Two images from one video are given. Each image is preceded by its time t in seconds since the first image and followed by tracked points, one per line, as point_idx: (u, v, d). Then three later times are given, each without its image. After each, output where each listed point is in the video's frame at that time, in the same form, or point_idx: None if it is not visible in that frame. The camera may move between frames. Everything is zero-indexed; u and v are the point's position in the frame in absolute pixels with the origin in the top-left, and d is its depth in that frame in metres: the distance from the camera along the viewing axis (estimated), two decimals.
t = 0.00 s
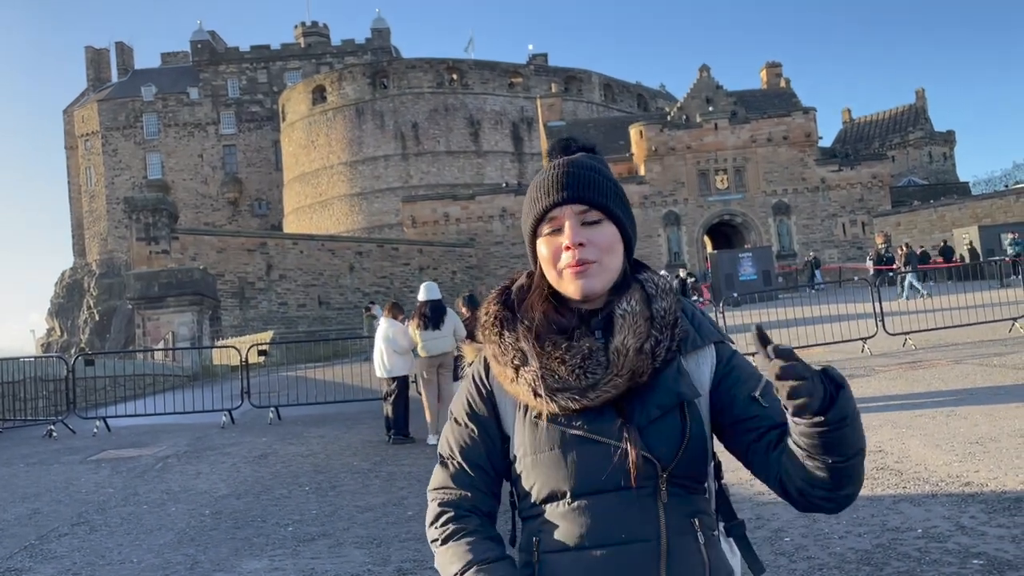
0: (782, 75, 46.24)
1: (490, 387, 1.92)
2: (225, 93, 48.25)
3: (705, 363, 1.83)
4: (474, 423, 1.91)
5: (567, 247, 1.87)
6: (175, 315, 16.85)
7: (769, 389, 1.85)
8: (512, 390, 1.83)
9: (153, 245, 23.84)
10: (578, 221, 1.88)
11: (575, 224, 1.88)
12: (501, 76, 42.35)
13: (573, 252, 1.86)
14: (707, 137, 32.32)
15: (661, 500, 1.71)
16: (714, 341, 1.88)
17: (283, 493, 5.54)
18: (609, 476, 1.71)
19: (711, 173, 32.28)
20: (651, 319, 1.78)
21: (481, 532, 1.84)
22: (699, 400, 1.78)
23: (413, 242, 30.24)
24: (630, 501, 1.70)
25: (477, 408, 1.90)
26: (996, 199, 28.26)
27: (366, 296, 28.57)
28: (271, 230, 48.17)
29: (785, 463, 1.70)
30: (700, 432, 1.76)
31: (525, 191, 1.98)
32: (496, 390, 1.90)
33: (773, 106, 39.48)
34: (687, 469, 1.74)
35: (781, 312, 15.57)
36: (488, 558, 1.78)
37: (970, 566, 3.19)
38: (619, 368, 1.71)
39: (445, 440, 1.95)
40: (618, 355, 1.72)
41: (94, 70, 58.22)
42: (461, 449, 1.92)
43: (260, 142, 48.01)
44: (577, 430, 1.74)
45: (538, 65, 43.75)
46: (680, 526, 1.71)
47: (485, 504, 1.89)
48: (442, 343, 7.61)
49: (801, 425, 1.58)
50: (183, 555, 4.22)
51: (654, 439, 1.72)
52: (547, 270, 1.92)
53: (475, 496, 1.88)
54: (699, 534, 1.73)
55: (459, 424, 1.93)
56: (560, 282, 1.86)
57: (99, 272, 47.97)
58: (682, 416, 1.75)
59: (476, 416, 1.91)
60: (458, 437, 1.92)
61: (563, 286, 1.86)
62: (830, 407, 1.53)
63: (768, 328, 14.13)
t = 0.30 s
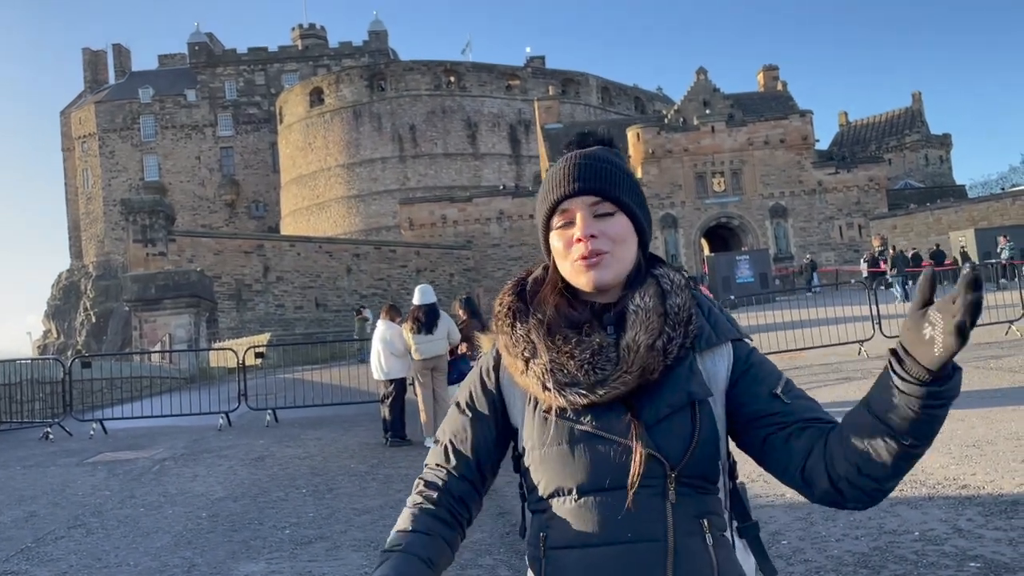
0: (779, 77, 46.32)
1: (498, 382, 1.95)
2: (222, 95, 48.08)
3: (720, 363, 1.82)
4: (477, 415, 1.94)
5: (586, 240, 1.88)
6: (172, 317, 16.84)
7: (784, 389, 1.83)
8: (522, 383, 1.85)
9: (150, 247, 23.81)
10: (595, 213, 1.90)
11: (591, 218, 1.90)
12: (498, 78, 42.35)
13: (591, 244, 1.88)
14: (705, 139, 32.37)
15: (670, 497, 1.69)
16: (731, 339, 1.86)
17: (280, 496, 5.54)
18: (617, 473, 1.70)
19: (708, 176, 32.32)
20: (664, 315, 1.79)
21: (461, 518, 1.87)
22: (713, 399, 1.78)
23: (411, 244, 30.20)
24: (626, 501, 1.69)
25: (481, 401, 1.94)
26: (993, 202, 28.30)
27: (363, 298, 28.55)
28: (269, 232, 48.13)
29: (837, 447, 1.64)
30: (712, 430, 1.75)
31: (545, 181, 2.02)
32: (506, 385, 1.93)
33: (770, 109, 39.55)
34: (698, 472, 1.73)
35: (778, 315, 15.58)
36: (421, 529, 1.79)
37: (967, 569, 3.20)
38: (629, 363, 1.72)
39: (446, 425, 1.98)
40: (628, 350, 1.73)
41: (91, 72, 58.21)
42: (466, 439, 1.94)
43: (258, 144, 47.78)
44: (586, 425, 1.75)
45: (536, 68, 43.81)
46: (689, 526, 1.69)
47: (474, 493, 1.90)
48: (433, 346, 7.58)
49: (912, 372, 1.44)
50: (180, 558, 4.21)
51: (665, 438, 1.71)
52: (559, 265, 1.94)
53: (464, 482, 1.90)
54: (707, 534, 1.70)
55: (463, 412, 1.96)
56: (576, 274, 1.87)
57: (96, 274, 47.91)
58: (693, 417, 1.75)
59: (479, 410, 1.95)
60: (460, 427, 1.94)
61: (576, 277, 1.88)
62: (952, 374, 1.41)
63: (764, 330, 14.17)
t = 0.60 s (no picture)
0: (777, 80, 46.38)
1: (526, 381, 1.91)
2: (220, 97, 48.07)
3: (758, 358, 1.83)
4: (507, 416, 1.90)
5: (633, 228, 1.87)
6: (170, 319, 16.80)
7: (815, 393, 1.85)
8: (553, 381, 1.84)
9: (148, 249, 23.83)
10: (640, 203, 1.89)
11: (635, 208, 1.89)
12: (497, 80, 42.37)
13: (636, 234, 1.86)
14: (703, 141, 32.43)
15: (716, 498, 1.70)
16: (768, 336, 1.87)
17: (278, 498, 5.53)
18: (658, 466, 1.70)
19: (706, 178, 32.36)
20: (706, 311, 1.81)
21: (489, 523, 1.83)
22: (753, 396, 1.79)
23: (409, 246, 30.13)
24: (680, 496, 1.69)
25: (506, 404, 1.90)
26: (991, 204, 28.33)
27: (361, 300, 28.52)
28: (267, 233, 48.08)
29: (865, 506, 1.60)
30: (753, 425, 1.77)
31: (580, 171, 2.00)
32: (535, 386, 1.89)
33: (768, 111, 39.61)
34: (740, 468, 1.74)
35: (776, 317, 15.59)
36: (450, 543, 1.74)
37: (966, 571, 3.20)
38: (675, 359, 1.73)
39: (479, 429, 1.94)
40: (672, 345, 1.75)
41: (89, 73, 58.16)
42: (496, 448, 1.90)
43: (256, 146, 47.79)
44: (627, 424, 1.74)
45: (534, 70, 43.91)
46: (736, 522, 1.71)
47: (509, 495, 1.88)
48: (430, 346, 7.60)
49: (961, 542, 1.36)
50: (178, 560, 4.20)
51: (708, 434, 1.72)
52: (595, 255, 1.92)
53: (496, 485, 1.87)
54: (752, 537, 1.71)
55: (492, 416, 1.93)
56: (620, 268, 1.86)
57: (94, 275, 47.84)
58: (735, 412, 1.76)
59: (508, 409, 1.90)
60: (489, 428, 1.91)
61: (615, 270, 1.87)
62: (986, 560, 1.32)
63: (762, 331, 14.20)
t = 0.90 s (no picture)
0: (776, 82, 46.47)
1: (569, 382, 1.95)
2: (219, 99, 48.10)
3: (804, 354, 1.92)
4: (546, 421, 1.92)
5: (680, 223, 1.93)
6: (168, 321, 16.76)
7: (860, 394, 1.92)
8: (595, 383, 1.89)
9: (147, 251, 24.12)
10: (687, 199, 1.96)
11: (682, 204, 1.95)
12: (496, 82, 42.43)
13: (683, 229, 1.93)
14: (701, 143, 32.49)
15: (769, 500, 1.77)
16: (813, 331, 1.96)
17: (277, 500, 5.52)
18: (709, 467, 1.77)
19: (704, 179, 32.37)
20: (750, 306, 1.88)
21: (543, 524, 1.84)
22: (801, 393, 1.87)
23: (408, 248, 29.99)
24: (737, 499, 1.76)
25: (551, 405, 1.92)
26: (990, 206, 28.31)
27: (360, 302, 28.47)
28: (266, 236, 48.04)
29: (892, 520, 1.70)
30: (802, 423, 1.85)
31: (624, 165, 2.05)
32: (579, 387, 1.93)
33: (767, 113, 39.68)
34: (790, 470, 1.81)
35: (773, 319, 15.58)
36: (529, 552, 1.75)
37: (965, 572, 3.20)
38: (723, 356, 1.80)
39: (516, 436, 1.95)
40: (719, 344, 1.82)
41: (88, 76, 58.21)
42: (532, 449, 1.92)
43: (254, 148, 47.77)
44: (676, 426, 1.80)
45: (533, 72, 43.96)
46: (790, 524, 1.78)
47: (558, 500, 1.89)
48: (427, 349, 7.61)
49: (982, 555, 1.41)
50: (175, 562, 4.20)
51: (755, 433, 1.79)
52: (638, 251, 1.99)
53: (547, 492, 1.89)
54: (808, 541, 1.78)
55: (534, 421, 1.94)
56: (664, 266, 1.93)
57: (92, 277, 47.80)
58: (786, 410, 1.84)
59: (553, 410, 1.93)
60: (531, 431, 1.93)
61: (661, 268, 1.94)
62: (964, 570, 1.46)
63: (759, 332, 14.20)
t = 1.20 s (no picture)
0: (775, 83, 46.55)
1: (599, 390, 1.96)
2: (219, 101, 48.14)
3: (836, 353, 1.91)
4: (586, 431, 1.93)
5: (718, 218, 1.89)
6: (168, 323, 16.78)
7: (895, 391, 1.90)
8: (624, 390, 1.88)
9: (145, 253, 24.31)
10: (723, 195, 1.92)
11: (719, 199, 1.91)
12: (495, 84, 42.48)
13: (721, 225, 1.89)
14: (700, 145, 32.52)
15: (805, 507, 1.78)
16: (844, 329, 1.95)
17: (274, 502, 5.52)
18: (745, 473, 1.76)
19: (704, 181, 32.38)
20: (779, 305, 1.87)
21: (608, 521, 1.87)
22: (834, 394, 1.87)
23: (407, 249, 29.97)
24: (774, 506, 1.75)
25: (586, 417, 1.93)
26: (989, 207, 28.29)
27: (359, 304, 28.41)
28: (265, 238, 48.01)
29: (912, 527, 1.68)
30: (837, 425, 1.84)
31: (652, 161, 2.00)
32: (609, 396, 1.94)
33: (766, 114, 39.73)
34: (825, 472, 1.80)
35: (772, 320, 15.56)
36: (626, 557, 1.72)
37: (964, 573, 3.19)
38: (754, 355, 1.79)
39: (555, 447, 1.96)
40: (749, 343, 1.81)
41: (88, 78, 58.27)
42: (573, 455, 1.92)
43: (253, 150, 47.81)
44: (709, 432, 1.78)
45: (533, 74, 43.98)
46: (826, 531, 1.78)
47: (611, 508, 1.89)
48: (425, 350, 7.59)
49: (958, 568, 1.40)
50: (173, 565, 4.19)
51: (789, 436, 1.79)
52: (667, 253, 1.96)
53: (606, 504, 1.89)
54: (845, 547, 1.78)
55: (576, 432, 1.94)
56: (700, 263, 1.90)
57: (92, 280, 47.77)
58: (820, 411, 1.84)
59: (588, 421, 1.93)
60: (570, 439, 1.93)
61: (694, 268, 1.91)
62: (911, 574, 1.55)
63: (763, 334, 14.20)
